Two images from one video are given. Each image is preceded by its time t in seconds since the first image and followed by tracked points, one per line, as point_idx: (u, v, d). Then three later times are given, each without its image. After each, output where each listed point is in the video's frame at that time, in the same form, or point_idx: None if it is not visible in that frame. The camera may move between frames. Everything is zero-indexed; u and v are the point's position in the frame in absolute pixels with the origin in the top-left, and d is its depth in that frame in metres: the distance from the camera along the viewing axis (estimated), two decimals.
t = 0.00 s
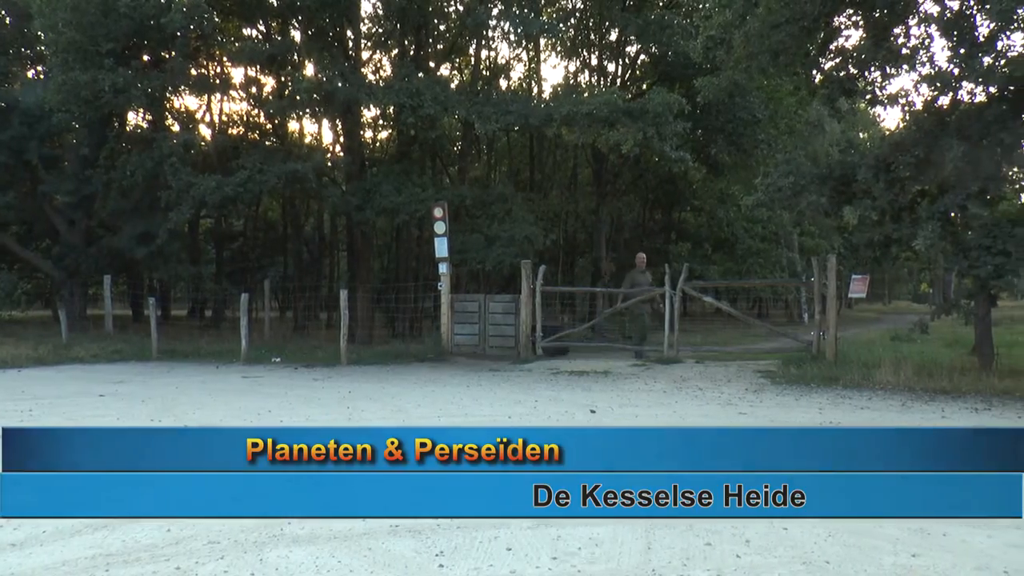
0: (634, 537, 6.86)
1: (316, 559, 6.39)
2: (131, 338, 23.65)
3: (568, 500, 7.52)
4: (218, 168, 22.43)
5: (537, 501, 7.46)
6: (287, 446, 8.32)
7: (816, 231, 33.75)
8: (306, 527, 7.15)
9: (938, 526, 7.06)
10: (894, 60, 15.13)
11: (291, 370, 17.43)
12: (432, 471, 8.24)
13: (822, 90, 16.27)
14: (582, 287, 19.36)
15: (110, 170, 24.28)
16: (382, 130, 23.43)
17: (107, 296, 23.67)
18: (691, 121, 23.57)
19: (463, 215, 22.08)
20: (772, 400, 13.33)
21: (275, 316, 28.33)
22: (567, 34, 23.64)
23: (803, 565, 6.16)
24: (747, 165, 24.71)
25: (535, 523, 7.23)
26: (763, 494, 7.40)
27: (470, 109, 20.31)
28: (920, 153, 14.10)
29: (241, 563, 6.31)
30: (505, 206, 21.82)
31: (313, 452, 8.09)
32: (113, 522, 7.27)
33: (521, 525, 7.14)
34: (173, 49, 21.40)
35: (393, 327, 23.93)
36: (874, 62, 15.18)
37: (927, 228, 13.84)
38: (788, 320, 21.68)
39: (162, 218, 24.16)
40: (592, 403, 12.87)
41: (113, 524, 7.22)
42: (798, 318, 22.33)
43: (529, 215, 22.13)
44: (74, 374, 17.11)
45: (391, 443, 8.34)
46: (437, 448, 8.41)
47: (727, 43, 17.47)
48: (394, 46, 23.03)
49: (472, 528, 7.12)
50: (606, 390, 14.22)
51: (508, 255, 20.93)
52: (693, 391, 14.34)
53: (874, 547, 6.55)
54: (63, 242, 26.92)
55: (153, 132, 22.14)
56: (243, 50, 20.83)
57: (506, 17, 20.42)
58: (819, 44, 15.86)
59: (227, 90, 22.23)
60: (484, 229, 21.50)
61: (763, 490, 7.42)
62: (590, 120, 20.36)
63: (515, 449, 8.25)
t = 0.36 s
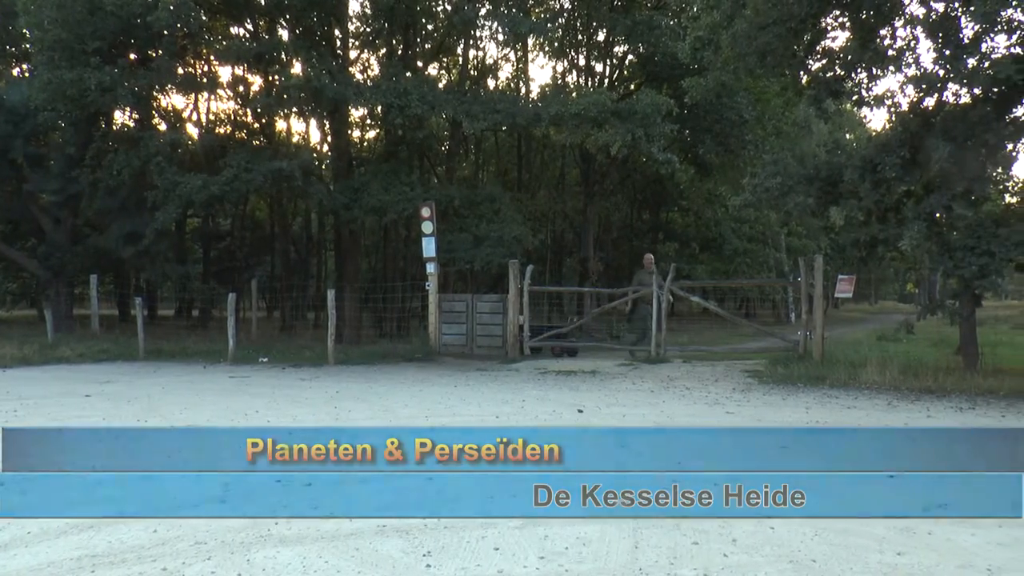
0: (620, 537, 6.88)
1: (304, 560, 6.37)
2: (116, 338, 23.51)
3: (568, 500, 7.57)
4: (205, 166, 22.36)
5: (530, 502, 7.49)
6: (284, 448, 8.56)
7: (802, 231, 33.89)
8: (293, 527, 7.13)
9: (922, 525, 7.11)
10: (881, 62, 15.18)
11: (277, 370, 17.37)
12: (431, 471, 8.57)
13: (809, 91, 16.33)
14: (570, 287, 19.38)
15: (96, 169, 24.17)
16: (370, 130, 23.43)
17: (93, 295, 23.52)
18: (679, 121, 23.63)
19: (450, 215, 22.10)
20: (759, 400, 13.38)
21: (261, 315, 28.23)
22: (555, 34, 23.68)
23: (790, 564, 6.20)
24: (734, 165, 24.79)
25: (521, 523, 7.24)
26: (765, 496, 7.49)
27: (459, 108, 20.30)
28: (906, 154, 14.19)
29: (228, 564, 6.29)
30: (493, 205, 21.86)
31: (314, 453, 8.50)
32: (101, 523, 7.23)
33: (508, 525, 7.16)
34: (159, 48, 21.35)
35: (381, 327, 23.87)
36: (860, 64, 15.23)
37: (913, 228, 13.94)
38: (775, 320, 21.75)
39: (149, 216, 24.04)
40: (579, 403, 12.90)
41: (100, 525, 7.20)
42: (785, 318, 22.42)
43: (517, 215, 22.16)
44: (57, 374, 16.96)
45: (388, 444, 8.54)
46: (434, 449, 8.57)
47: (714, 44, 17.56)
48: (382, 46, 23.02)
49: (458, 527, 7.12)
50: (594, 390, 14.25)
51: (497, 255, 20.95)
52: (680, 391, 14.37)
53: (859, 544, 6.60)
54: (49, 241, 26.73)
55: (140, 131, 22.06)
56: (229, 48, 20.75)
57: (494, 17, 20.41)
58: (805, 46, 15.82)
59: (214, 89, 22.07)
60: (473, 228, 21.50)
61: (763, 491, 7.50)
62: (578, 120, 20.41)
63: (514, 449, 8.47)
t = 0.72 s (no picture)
0: (607, 536, 6.89)
1: (291, 561, 6.35)
2: (102, 338, 23.36)
3: (555, 503, 7.59)
4: (192, 166, 22.27)
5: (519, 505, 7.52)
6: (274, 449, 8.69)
7: (789, 231, 34.02)
8: (280, 528, 7.10)
9: (906, 523, 7.14)
10: (867, 63, 15.26)
11: (263, 370, 17.31)
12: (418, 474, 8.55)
13: (796, 92, 16.40)
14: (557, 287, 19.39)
15: (82, 168, 24.04)
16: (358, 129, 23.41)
17: (78, 295, 23.38)
18: (666, 121, 23.69)
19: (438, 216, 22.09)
20: (745, 399, 13.42)
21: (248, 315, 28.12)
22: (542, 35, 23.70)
23: (775, 563, 6.23)
24: (721, 165, 24.88)
25: (509, 522, 7.23)
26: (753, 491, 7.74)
27: (447, 108, 20.29)
28: (892, 154, 14.27)
29: (215, 565, 6.26)
30: (481, 205, 21.86)
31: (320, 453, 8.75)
32: (87, 525, 7.18)
33: (495, 524, 7.16)
34: (146, 47, 21.26)
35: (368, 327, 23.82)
36: (847, 65, 15.30)
37: (899, 229, 14.00)
38: (762, 320, 21.81)
39: (135, 215, 23.92)
40: (566, 403, 12.91)
41: (85, 527, 7.15)
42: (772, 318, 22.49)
43: (505, 215, 22.17)
44: (42, 375, 16.83)
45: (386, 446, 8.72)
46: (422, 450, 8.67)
47: (701, 44, 17.62)
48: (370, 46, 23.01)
49: (446, 527, 7.11)
50: (582, 390, 14.27)
51: (485, 255, 20.96)
52: (667, 390, 14.40)
53: (845, 543, 6.63)
54: (34, 240, 26.55)
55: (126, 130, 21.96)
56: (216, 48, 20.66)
57: (482, 17, 20.39)
58: (792, 47, 15.90)
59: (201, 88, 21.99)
60: (461, 229, 21.50)
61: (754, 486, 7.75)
62: (565, 121, 20.45)
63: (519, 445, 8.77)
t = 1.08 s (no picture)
0: (594, 536, 6.90)
1: (277, 562, 6.33)
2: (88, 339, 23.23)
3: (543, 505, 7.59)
4: (179, 165, 22.18)
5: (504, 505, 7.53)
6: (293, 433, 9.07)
7: (776, 231, 34.15)
8: (267, 529, 7.08)
9: (892, 521, 7.17)
10: (853, 64, 15.34)
11: (250, 371, 17.26)
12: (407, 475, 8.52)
13: (783, 92, 16.46)
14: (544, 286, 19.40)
15: (68, 168, 23.91)
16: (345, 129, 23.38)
17: (64, 295, 23.23)
18: (653, 121, 23.75)
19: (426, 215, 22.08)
20: (733, 399, 13.46)
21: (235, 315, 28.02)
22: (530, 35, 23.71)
23: (762, 562, 6.25)
24: (708, 165, 24.96)
25: (496, 522, 7.22)
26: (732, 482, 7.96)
27: (435, 108, 20.28)
28: (878, 155, 14.33)
29: (202, 566, 6.23)
30: (469, 205, 21.85)
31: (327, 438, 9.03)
32: (72, 526, 7.14)
33: (483, 524, 7.15)
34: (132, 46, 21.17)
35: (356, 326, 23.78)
36: (834, 66, 15.35)
37: (885, 229, 14.07)
38: (749, 319, 21.88)
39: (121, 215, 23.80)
40: (554, 403, 12.91)
41: (70, 528, 7.10)
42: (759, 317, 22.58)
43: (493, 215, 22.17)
44: (26, 376, 16.73)
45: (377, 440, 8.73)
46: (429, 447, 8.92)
47: (689, 45, 17.67)
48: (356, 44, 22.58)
49: (434, 527, 7.10)
50: (569, 389, 14.29)
51: (473, 255, 20.96)
52: (655, 390, 14.42)
53: (831, 542, 6.67)
54: (19, 240, 26.37)
55: (112, 129, 21.86)
56: (203, 47, 20.60)
57: (469, 18, 20.37)
58: (779, 48, 15.95)
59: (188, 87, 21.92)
60: (449, 228, 21.50)
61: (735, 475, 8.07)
62: (553, 121, 20.47)
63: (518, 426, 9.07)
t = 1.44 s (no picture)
0: (582, 536, 6.90)
1: (264, 563, 6.31)
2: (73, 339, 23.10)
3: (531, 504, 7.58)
4: (166, 164, 22.08)
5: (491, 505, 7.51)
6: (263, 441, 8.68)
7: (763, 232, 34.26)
8: (254, 530, 7.06)
9: (879, 519, 7.20)
10: (840, 65, 15.41)
11: (237, 371, 17.20)
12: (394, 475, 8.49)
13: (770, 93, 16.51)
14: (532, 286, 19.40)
15: (53, 167, 23.76)
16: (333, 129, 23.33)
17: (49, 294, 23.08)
18: (641, 121, 23.78)
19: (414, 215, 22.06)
20: (720, 398, 13.48)
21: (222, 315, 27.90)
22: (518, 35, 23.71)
23: (749, 560, 6.27)
24: (696, 165, 25.01)
25: (484, 523, 7.21)
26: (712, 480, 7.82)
27: (423, 107, 20.27)
28: (864, 155, 14.39)
29: (188, 568, 6.21)
30: (457, 204, 21.84)
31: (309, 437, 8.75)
32: (58, 528, 7.10)
33: (471, 524, 7.14)
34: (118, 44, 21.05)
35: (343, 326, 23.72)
36: (821, 66, 15.38)
37: (872, 228, 14.13)
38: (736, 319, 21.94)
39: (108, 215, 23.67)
40: (542, 403, 12.91)
41: (56, 530, 7.06)
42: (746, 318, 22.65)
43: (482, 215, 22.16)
44: (11, 376, 16.62)
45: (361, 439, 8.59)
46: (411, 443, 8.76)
47: (676, 45, 17.71)
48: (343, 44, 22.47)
49: (421, 527, 7.09)
50: (557, 389, 14.30)
51: (461, 254, 20.94)
52: (643, 390, 14.44)
53: (817, 540, 6.70)
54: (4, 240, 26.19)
55: (98, 128, 21.72)
56: (190, 45, 20.51)
57: (457, 17, 20.36)
58: (767, 49, 15.96)
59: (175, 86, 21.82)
60: (437, 228, 21.47)
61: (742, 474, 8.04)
62: (541, 121, 20.49)
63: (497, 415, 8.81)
